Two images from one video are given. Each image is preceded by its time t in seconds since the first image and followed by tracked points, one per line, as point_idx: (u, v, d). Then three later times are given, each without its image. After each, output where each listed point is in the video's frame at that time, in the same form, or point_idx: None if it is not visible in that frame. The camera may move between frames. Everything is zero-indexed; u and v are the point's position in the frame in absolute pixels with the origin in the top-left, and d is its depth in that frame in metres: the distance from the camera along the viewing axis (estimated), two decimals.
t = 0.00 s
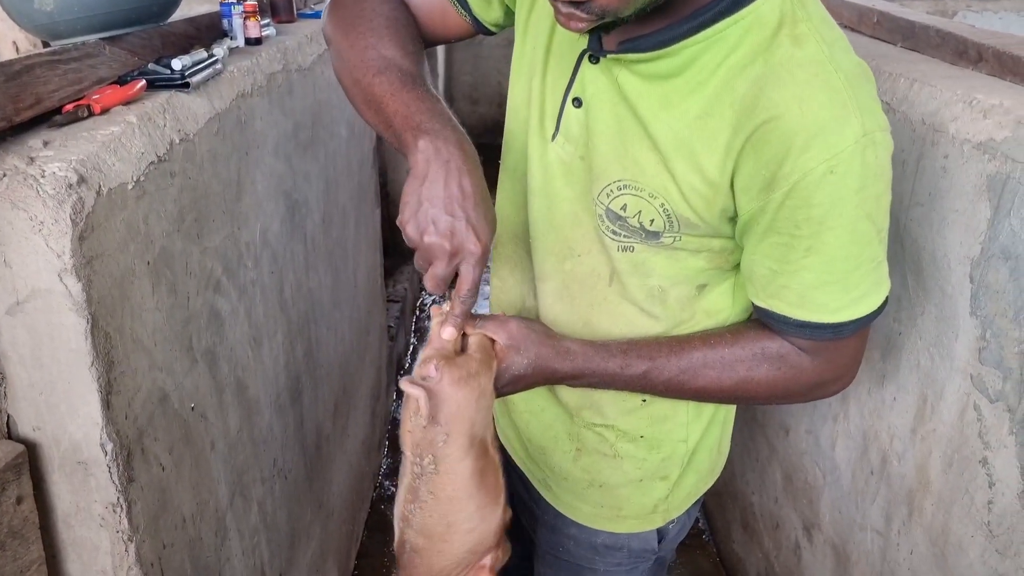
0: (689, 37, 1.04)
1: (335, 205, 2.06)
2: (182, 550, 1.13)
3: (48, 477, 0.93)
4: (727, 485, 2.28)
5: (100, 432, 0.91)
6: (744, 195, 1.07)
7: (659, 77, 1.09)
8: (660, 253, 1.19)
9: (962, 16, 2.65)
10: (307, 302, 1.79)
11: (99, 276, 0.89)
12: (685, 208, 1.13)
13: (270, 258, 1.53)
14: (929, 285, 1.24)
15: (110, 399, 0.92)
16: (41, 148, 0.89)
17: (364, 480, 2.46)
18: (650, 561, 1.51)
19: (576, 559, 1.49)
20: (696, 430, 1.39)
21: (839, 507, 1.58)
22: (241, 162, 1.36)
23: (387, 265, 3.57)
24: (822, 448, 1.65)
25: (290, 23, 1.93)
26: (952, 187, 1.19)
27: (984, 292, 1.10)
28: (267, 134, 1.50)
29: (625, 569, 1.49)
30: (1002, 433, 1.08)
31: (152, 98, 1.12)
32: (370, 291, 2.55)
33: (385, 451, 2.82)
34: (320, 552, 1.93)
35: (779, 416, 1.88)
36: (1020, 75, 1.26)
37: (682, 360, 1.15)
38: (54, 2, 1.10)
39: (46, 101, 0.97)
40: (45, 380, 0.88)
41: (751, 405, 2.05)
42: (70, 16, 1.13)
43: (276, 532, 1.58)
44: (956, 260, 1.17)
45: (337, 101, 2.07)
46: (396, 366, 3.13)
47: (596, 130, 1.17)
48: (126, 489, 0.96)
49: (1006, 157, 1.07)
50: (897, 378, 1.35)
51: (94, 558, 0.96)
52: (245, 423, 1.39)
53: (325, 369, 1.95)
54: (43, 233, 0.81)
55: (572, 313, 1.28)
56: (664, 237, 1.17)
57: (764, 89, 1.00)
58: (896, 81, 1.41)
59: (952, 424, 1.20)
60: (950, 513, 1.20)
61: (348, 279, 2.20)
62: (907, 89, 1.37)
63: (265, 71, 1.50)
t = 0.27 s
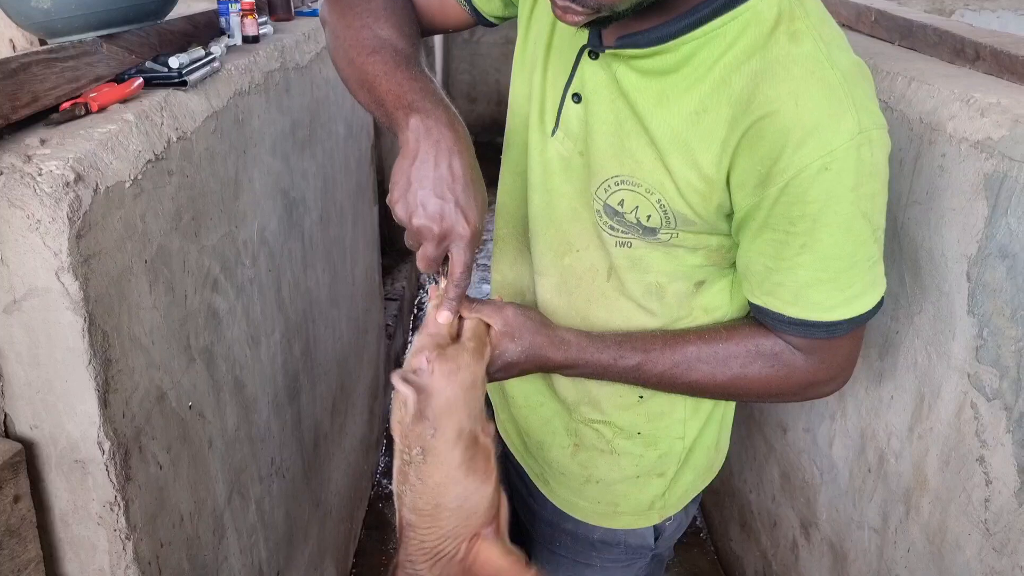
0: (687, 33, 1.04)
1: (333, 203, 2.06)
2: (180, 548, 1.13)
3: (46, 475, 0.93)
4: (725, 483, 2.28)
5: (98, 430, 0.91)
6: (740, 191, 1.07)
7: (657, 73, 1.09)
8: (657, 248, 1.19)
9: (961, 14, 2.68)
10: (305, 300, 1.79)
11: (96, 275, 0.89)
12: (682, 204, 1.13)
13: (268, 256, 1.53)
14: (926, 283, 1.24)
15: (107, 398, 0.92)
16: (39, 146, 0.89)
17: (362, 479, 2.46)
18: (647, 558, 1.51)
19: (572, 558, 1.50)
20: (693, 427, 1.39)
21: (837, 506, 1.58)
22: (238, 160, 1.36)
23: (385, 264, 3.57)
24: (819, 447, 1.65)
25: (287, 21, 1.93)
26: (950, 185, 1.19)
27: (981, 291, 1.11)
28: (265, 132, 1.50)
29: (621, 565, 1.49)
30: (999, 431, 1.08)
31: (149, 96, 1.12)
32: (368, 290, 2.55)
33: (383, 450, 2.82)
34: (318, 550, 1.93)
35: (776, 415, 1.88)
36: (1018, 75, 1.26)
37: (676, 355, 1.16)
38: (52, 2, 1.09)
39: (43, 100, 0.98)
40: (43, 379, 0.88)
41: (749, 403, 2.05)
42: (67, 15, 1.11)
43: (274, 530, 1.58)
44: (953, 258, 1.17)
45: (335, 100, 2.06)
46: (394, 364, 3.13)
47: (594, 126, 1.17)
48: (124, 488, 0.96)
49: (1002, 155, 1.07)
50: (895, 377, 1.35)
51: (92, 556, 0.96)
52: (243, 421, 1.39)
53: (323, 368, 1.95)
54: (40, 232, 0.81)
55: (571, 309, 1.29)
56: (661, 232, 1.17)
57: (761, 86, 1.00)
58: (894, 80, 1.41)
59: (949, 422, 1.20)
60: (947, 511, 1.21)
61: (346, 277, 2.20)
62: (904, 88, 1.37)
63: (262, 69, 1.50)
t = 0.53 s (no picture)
0: (690, 32, 1.04)
1: (331, 202, 2.06)
2: (178, 547, 1.13)
3: (44, 474, 0.93)
4: (723, 481, 2.29)
5: (95, 429, 0.90)
6: (741, 190, 1.07)
7: (659, 71, 1.09)
8: (657, 246, 1.19)
9: (960, 13, 2.69)
10: (303, 298, 1.79)
11: (94, 273, 0.89)
12: (682, 202, 1.13)
13: (265, 254, 1.53)
14: (924, 281, 1.24)
15: (105, 396, 0.92)
16: (36, 144, 0.89)
17: (360, 477, 2.46)
18: (645, 553, 1.51)
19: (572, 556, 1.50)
20: (692, 424, 1.39)
21: (834, 504, 1.58)
22: (236, 159, 1.35)
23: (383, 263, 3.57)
24: (817, 445, 1.65)
25: (285, 19, 1.93)
26: (948, 183, 1.19)
27: (979, 289, 1.11)
28: (262, 130, 1.49)
29: (620, 561, 1.50)
30: (996, 430, 1.08)
31: (147, 95, 1.11)
32: (366, 288, 2.55)
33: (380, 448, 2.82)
34: (316, 549, 1.93)
35: (774, 413, 1.88)
36: (1016, 74, 1.26)
37: (678, 358, 1.15)
38: None
39: (40, 97, 0.98)
40: (40, 377, 0.88)
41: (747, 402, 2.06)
42: (64, 12, 1.11)
43: (272, 529, 1.58)
44: (950, 256, 1.17)
45: (333, 98, 2.06)
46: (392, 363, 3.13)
47: (597, 123, 1.17)
48: (121, 487, 0.95)
49: (999, 154, 1.08)
50: (892, 375, 1.35)
51: (90, 555, 0.96)
52: (241, 420, 1.39)
53: (320, 367, 1.95)
54: (38, 230, 0.81)
55: (571, 304, 1.29)
56: (661, 230, 1.17)
57: (764, 85, 1.00)
58: (893, 78, 1.41)
59: (946, 420, 1.20)
60: (944, 509, 1.21)
61: (343, 276, 2.20)
62: (902, 86, 1.37)
63: (260, 67, 1.49)
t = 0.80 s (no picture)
0: (695, 29, 1.04)
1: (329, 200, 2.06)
2: (176, 545, 1.13)
3: (41, 472, 0.93)
4: (721, 480, 2.29)
5: (93, 427, 0.90)
6: (745, 188, 1.07)
7: (663, 67, 1.08)
8: (659, 243, 1.19)
9: (956, 11, 2.70)
10: (301, 297, 1.79)
11: (91, 271, 0.89)
12: (685, 199, 1.13)
13: (263, 253, 1.52)
14: (922, 280, 1.24)
15: (103, 395, 0.92)
16: (33, 143, 0.89)
17: (358, 476, 2.46)
18: (648, 549, 1.50)
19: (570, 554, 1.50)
20: (694, 423, 1.39)
21: (832, 502, 1.58)
22: (234, 157, 1.35)
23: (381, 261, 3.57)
24: (814, 443, 1.65)
25: (283, 17, 1.93)
26: (946, 182, 1.19)
27: (977, 288, 1.11)
28: (260, 128, 1.49)
29: (623, 559, 1.49)
30: (994, 428, 1.08)
31: (145, 93, 1.11)
32: (364, 286, 2.55)
33: (379, 447, 2.82)
34: (314, 547, 1.93)
35: (772, 411, 1.89)
36: (1013, 72, 1.26)
37: (685, 360, 1.14)
38: None
39: (38, 95, 0.97)
40: (37, 376, 0.88)
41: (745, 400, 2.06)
42: (61, 11, 1.11)
43: (270, 527, 1.58)
44: (948, 255, 1.17)
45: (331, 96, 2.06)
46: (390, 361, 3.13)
47: (597, 120, 1.17)
48: (119, 485, 0.95)
49: (998, 153, 1.08)
50: (890, 373, 1.36)
51: (88, 553, 0.96)
52: (239, 418, 1.39)
53: (319, 365, 1.95)
54: (35, 228, 0.81)
55: (572, 302, 1.29)
56: (664, 226, 1.17)
57: (769, 82, 1.00)
58: (891, 77, 1.41)
59: (944, 418, 1.20)
60: (942, 507, 1.21)
61: (341, 274, 2.20)
62: (900, 85, 1.37)
63: (258, 66, 1.49)
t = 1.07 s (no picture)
0: (687, 16, 1.02)
1: (330, 201, 2.06)
2: (177, 547, 1.13)
3: (43, 474, 0.93)
4: (721, 481, 2.29)
5: (95, 429, 0.90)
6: (746, 181, 1.02)
7: (657, 55, 1.07)
8: (659, 236, 1.16)
9: (957, 13, 2.70)
10: (302, 298, 1.79)
11: (93, 273, 0.89)
12: (683, 188, 1.10)
13: (264, 254, 1.53)
14: (923, 282, 1.24)
15: (104, 396, 0.92)
16: (34, 144, 0.89)
17: (359, 477, 2.46)
18: (653, 551, 1.50)
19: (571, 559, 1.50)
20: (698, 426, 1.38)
21: (833, 504, 1.58)
22: (235, 158, 1.35)
23: (382, 262, 3.57)
24: (815, 444, 1.65)
25: (284, 19, 1.93)
26: (948, 183, 1.19)
27: (978, 290, 1.11)
28: (261, 130, 1.49)
29: (628, 560, 1.49)
30: (995, 430, 1.08)
31: (146, 94, 1.11)
32: (365, 288, 2.55)
33: (379, 448, 2.82)
34: (314, 549, 1.93)
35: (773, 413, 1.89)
36: (1014, 73, 1.26)
37: (709, 389, 1.04)
38: None
39: (39, 97, 0.97)
40: (39, 377, 0.88)
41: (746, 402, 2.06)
42: (63, 13, 1.11)
43: (271, 529, 1.58)
44: (949, 256, 1.17)
45: (332, 97, 2.06)
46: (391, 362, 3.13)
47: (594, 113, 1.16)
48: (120, 486, 0.96)
49: (998, 154, 1.08)
50: (891, 375, 1.35)
51: (88, 555, 0.96)
52: (240, 420, 1.39)
53: (319, 367, 1.95)
54: (37, 230, 0.81)
55: (573, 301, 1.28)
56: (664, 218, 1.14)
57: (764, 68, 0.97)
58: (892, 78, 1.41)
59: (945, 420, 1.20)
60: (943, 509, 1.21)
61: (342, 275, 2.20)
62: (901, 87, 1.37)
63: (259, 67, 1.49)
